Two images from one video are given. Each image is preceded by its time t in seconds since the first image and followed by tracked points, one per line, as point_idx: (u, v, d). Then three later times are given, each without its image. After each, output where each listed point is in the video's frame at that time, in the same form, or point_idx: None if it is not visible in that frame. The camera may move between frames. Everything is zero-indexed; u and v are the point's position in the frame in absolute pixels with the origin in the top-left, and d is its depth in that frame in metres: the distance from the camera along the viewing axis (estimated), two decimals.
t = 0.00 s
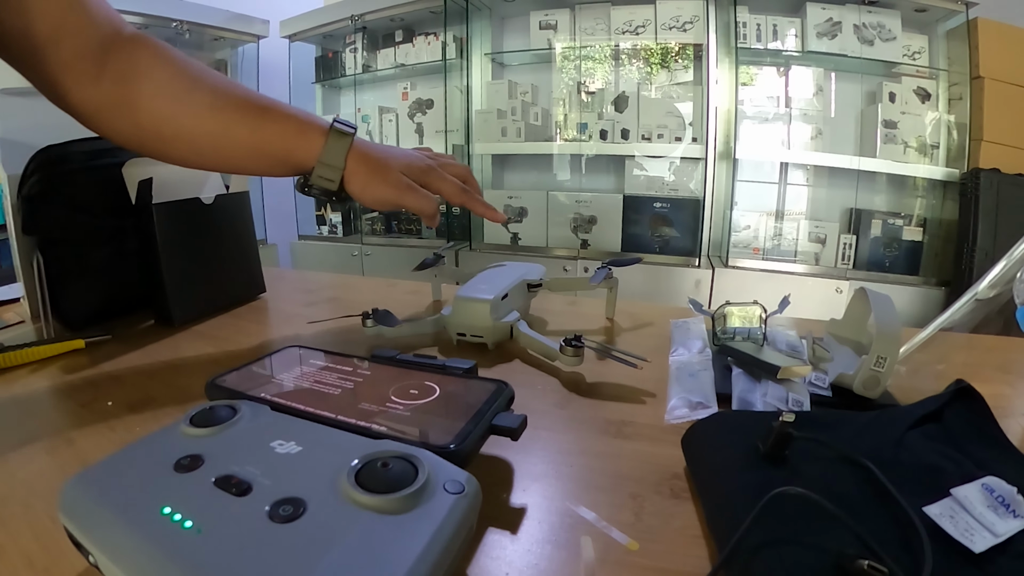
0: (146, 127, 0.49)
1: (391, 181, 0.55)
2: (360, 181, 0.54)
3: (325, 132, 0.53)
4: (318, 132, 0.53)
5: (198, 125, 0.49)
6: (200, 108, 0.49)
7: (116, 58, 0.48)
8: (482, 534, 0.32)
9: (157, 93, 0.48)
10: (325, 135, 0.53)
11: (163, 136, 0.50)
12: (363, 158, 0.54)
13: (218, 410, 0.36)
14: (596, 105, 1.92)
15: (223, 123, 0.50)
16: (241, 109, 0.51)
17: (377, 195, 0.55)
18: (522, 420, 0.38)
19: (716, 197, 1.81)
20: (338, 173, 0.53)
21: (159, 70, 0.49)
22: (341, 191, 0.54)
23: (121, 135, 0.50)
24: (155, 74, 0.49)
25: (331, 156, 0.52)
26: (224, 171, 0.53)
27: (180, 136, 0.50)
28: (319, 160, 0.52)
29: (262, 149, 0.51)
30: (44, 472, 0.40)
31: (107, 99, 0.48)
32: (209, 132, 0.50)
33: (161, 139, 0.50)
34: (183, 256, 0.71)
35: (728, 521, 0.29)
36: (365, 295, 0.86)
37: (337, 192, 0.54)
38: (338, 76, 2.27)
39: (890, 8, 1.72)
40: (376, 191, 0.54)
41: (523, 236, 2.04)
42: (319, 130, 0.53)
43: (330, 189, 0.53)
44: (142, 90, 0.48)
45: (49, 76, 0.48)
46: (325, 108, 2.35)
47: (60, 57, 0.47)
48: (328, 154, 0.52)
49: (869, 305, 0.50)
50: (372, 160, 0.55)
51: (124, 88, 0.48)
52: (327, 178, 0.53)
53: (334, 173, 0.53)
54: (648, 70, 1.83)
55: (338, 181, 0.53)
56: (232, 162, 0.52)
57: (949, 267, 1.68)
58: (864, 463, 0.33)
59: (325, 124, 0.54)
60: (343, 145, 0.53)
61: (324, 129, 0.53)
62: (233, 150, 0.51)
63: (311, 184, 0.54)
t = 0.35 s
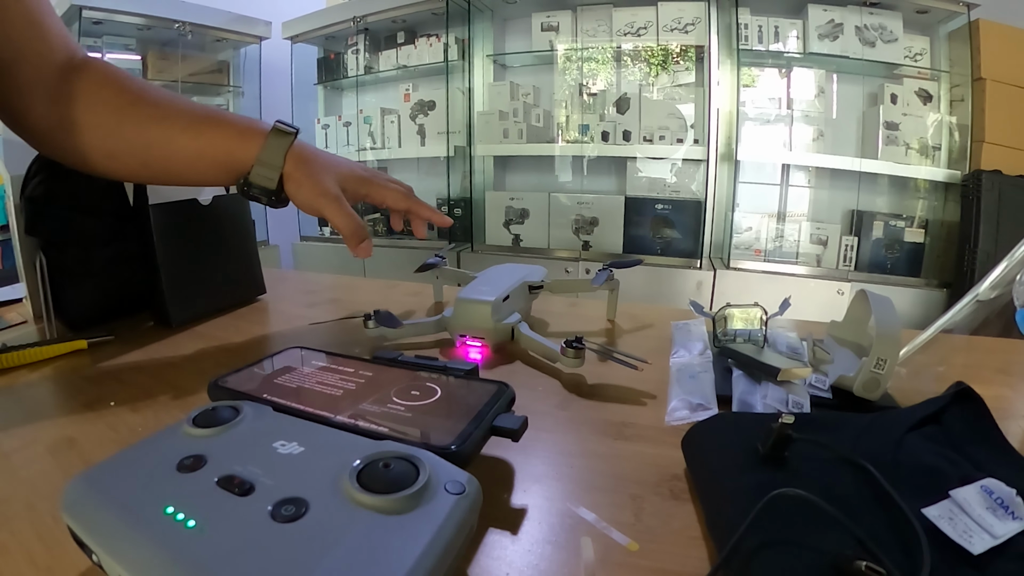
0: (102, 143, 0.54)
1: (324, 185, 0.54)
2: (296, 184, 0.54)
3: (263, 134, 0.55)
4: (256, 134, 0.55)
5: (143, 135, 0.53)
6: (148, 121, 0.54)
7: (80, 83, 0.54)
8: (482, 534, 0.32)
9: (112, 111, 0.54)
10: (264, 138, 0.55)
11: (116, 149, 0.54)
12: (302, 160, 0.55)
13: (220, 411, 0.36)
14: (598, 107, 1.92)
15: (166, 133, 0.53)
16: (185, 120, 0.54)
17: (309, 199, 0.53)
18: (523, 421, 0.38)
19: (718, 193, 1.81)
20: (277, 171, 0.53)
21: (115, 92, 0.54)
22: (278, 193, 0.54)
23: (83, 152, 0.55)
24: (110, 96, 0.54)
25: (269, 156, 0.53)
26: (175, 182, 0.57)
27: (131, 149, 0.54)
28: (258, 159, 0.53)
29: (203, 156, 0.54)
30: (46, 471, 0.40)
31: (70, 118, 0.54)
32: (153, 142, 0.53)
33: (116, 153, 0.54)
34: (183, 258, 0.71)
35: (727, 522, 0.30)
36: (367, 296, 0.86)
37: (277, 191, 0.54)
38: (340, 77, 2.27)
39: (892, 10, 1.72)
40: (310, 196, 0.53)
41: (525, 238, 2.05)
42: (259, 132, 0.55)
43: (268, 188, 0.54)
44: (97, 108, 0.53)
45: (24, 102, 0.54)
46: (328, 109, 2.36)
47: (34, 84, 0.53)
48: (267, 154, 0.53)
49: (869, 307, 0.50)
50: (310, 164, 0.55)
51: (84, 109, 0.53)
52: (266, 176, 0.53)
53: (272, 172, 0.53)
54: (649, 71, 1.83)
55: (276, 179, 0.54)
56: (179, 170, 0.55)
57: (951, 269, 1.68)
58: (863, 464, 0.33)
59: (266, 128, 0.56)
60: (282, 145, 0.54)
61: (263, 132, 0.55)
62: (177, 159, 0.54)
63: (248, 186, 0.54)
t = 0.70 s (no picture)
0: (97, 134, 0.54)
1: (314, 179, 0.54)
2: (289, 177, 0.54)
3: (258, 122, 0.55)
4: (252, 121, 0.55)
5: (138, 126, 0.54)
6: (143, 111, 0.54)
7: (77, 77, 0.54)
8: (487, 529, 0.32)
9: (107, 102, 0.54)
10: (259, 126, 0.55)
11: (111, 140, 0.54)
12: (296, 153, 0.54)
13: (225, 406, 0.37)
14: (599, 106, 1.92)
15: (160, 122, 0.54)
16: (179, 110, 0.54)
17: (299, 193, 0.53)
18: (527, 416, 0.38)
19: (720, 193, 1.81)
20: (271, 161, 0.54)
21: (110, 83, 0.54)
22: (272, 182, 0.55)
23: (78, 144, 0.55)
24: (106, 87, 0.54)
25: (264, 145, 0.53)
26: (171, 173, 0.57)
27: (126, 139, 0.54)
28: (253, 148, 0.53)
29: (198, 145, 0.54)
30: (50, 468, 0.41)
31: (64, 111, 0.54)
32: (146, 131, 0.53)
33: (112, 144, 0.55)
34: (180, 257, 0.70)
35: (731, 517, 0.30)
36: (369, 294, 0.86)
37: (271, 181, 0.55)
38: (341, 76, 2.27)
39: (894, 9, 1.72)
40: (302, 191, 0.53)
41: (526, 237, 2.05)
42: (255, 122, 0.55)
43: (262, 177, 0.54)
44: (93, 101, 0.54)
45: (20, 98, 0.54)
46: (329, 109, 2.36)
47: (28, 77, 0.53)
48: (262, 143, 0.53)
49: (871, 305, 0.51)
50: (305, 156, 0.55)
51: (80, 101, 0.54)
52: (260, 166, 0.54)
53: (266, 162, 0.53)
54: (651, 70, 1.83)
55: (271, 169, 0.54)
56: (173, 160, 0.55)
57: (952, 268, 1.68)
58: (866, 459, 0.33)
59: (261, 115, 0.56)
60: (277, 136, 0.54)
61: (258, 119, 0.55)
62: (171, 148, 0.54)
63: (244, 176, 0.54)
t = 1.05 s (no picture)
0: (81, 116, 0.54)
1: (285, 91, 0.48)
2: (260, 95, 0.49)
3: (221, 45, 0.51)
4: (214, 47, 0.51)
5: (117, 87, 0.52)
6: (114, 74, 0.52)
7: (48, 63, 0.53)
8: (489, 524, 0.32)
9: (75, 83, 0.53)
10: (221, 49, 0.51)
11: (101, 114, 0.54)
12: (261, 67, 0.49)
13: (228, 402, 0.37)
14: (600, 104, 1.92)
15: (124, 83, 0.52)
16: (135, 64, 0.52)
17: (275, 111, 0.48)
18: (529, 411, 0.38)
19: (720, 190, 1.80)
20: (236, 79, 0.49)
21: (78, 59, 0.53)
22: (243, 101, 0.50)
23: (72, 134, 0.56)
24: (73, 64, 0.53)
25: (227, 65, 0.50)
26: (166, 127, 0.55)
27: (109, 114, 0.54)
28: (217, 70, 0.50)
29: (168, 97, 0.52)
30: (52, 463, 0.41)
31: (39, 101, 0.53)
32: (126, 90, 0.52)
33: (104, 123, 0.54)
34: (179, 255, 0.70)
35: (732, 512, 0.30)
36: (371, 292, 0.86)
37: (243, 102, 0.50)
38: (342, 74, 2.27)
39: (895, 7, 1.72)
40: (277, 107, 0.48)
41: (527, 235, 2.05)
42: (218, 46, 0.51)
43: (232, 99, 0.50)
44: (72, 79, 0.53)
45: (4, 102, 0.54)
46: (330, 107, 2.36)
47: None
48: (226, 64, 0.50)
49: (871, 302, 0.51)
50: (273, 69, 0.49)
51: (48, 86, 0.53)
52: (227, 81, 0.50)
53: (232, 82, 0.49)
54: (652, 68, 1.83)
55: (238, 88, 0.49)
56: (161, 116, 0.53)
57: (953, 266, 1.68)
58: (867, 454, 0.33)
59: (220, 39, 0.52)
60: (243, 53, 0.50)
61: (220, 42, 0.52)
62: (146, 111, 0.53)
63: (217, 102, 0.51)
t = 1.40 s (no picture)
0: None
1: (71, 199, 0.39)
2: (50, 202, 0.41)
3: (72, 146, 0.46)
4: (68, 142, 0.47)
5: None
6: None
7: None
8: (490, 521, 0.33)
9: None
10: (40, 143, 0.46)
11: None
12: (57, 166, 0.42)
13: (230, 400, 0.37)
14: (601, 104, 1.92)
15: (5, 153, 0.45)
16: None
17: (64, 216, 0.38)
18: (529, 409, 0.39)
19: (720, 194, 1.80)
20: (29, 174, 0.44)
21: None
22: (32, 200, 0.44)
23: None
24: None
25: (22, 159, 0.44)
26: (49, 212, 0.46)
27: None
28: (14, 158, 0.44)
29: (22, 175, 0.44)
30: (54, 462, 0.41)
31: None
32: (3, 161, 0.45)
33: None
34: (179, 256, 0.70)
35: (730, 510, 0.30)
36: (372, 291, 0.87)
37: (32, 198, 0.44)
38: (343, 74, 2.27)
39: (895, 7, 1.72)
40: (61, 211, 0.39)
41: (528, 234, 2.06)
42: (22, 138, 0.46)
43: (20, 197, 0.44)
44: None
45: None
46: (330, 107, 2.36)
47: None
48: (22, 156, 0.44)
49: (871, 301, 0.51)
50: (66, 167, 0.42)
51: None
52: (15, 178, 0.44)
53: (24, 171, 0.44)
54: (653, 68, 1.83)
55: (27, 184, 0.44)
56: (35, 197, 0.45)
57: (954, 266, 1.68)
58: (865, 452, 0.33)
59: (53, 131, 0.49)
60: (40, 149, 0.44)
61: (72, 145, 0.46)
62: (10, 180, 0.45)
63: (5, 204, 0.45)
